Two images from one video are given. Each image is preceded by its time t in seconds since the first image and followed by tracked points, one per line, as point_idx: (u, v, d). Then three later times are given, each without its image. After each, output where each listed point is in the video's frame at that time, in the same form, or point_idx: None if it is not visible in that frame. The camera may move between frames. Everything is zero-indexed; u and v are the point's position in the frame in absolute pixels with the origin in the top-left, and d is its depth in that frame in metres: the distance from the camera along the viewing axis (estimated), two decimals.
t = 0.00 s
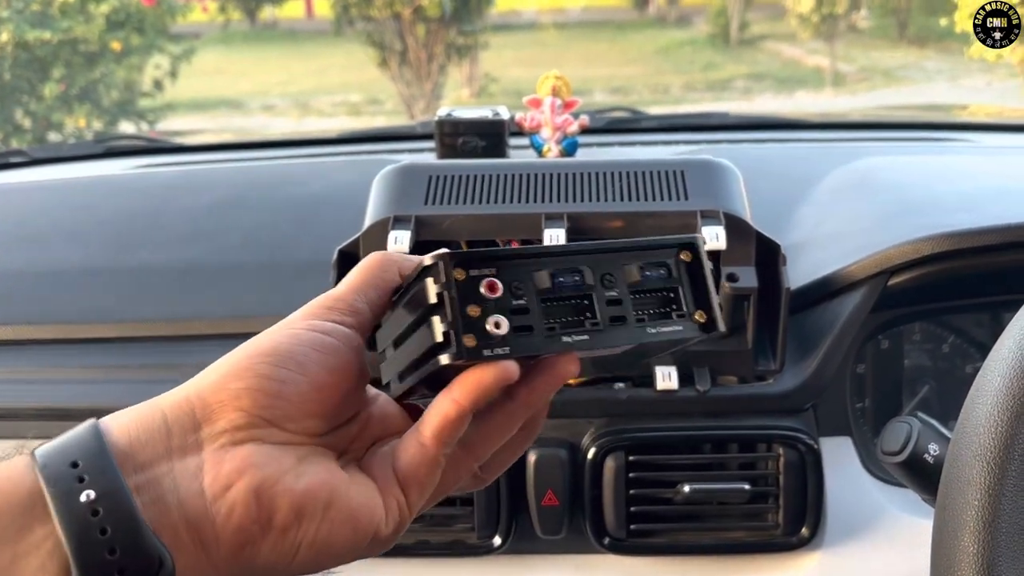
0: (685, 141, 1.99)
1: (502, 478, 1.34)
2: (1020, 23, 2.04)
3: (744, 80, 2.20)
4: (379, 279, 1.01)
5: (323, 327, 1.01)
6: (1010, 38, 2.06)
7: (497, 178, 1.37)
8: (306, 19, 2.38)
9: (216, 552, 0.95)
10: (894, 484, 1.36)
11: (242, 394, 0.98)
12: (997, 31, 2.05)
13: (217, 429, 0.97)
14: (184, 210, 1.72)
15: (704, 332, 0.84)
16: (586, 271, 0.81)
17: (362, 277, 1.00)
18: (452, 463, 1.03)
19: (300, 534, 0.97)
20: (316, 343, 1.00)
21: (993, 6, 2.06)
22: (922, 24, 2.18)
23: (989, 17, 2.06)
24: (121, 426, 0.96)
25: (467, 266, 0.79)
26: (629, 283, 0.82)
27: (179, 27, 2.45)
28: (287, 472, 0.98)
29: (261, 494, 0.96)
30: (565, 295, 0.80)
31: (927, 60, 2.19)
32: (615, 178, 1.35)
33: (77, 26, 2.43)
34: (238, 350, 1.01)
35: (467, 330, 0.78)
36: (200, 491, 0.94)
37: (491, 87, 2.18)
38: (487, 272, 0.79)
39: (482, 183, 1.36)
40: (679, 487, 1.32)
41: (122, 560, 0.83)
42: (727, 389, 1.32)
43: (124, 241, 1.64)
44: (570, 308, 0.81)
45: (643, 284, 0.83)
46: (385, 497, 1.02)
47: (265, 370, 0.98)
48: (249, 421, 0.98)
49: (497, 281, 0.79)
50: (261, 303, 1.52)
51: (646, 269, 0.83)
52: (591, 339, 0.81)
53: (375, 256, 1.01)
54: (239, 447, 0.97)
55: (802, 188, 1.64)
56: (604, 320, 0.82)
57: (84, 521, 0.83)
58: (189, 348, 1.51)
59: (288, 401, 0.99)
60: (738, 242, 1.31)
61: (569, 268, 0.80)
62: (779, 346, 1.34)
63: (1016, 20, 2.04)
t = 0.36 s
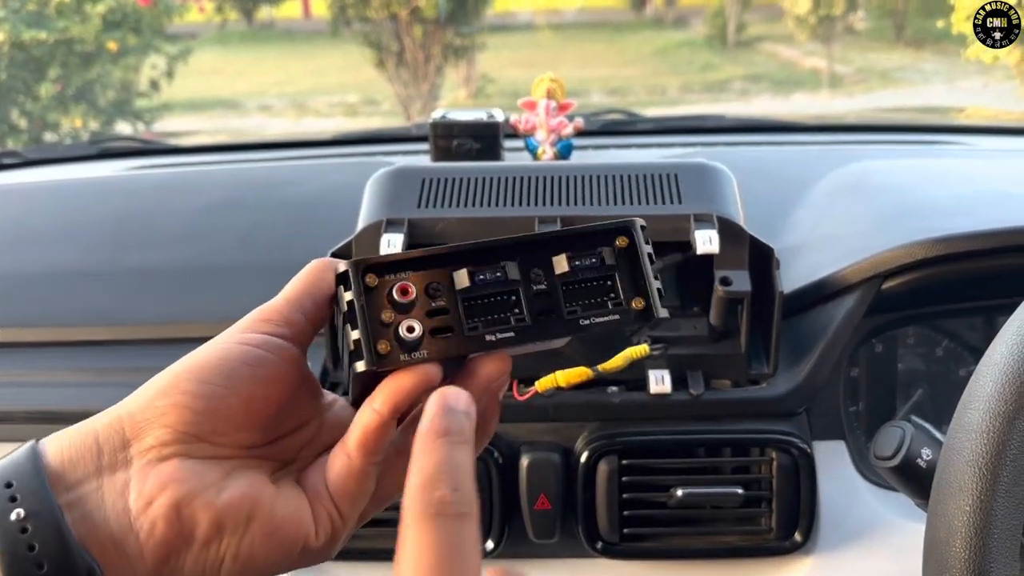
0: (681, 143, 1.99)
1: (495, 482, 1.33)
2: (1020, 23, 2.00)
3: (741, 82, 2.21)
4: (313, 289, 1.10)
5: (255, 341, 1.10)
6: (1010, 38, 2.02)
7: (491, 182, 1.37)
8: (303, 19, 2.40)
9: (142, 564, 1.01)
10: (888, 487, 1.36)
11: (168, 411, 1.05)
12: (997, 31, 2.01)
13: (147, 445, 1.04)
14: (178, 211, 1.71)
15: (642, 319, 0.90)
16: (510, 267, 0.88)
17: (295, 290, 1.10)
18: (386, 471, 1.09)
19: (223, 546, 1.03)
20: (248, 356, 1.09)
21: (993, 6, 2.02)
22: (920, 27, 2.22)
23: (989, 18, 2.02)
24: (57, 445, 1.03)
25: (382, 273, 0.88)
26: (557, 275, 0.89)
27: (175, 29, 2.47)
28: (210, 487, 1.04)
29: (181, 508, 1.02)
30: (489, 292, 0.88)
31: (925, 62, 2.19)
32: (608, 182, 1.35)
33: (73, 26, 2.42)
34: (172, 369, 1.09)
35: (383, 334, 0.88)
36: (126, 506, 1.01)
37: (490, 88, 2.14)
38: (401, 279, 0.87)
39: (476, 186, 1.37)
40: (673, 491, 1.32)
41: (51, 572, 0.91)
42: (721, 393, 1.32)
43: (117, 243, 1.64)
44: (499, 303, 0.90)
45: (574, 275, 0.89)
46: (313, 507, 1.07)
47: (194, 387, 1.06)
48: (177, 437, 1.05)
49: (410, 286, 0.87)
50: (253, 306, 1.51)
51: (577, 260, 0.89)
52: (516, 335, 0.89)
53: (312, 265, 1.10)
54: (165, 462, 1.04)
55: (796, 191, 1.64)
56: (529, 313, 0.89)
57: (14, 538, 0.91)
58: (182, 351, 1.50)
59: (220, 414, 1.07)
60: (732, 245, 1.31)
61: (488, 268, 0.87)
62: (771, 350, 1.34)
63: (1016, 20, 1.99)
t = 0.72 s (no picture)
0: (679, 143, 1.99)
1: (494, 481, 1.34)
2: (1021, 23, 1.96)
3: (739, 82, 2.21)
4: (319, 289, 1.10)
5: (263, 339, 1.09)
6: (1010, 39, 1.98)
7: (489, 182, 1.37)
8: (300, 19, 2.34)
9: (148, 556, 1.02)
10: (887, 487, 1.36)
11: (177, 407, 1.05)
12: (997, 31, 1.97)
13: (155, 440, 1.05)
14: (175, 211, 1.71)
15: (636, 320, 0.89)
16: (503, 269, 0.88)
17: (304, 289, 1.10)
18: (389, 471, 1.10)
19: (225, 540, 1.04)
20: (254, 354, 1.08)
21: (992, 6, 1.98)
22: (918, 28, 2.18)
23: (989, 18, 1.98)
24: (73, 438, 1.05)
25: (376, 275, 0.88)
26: (550, 277, 0.89)
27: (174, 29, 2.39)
28: (213, 482, 1.04)
29: (187, 502, 1.03)
30: (481, 294, 0.88)
31: (922, 63, 2.20)
32: (607, 182, 1.35)
33: (69, 26, 2.35)
34: (182, 364, 1.09)
35: (375, 336, 0.88)
36: (134, 499, 1.02)
37: (488, 88, 2.14)
38: (395, 280, 0.88)
39: (474, 186, 1.37)
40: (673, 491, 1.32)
41: (66, 561, 0.94)
42: (721, 393, 1.32)
43: (115, 242, 1.64)
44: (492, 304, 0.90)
45: (567, 277, 0.88)
46: (314, 503, 1.08)
47: (202, 384, 1.06)
48: (184, 432, 1.05)
49: (403, 288, 0.87)
50: (251, 306, 1.50)
51: (570, 261, 0.88)
52: (508, 337, 0.89)
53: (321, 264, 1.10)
54: (173, 457, 1.04)
55: (794, 191, 1.64)
56: (522, 316, 0.89)
57: (30, 528, 0.94)
58: (180, 351, 1.50)
59: (225, 411, 1.07)
60: (730, 245, 1.31)
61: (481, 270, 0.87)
62: (771, 350, 1.34)
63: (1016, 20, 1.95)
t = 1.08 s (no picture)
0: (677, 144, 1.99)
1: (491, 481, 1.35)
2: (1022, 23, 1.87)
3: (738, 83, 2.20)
4: (319, 277, 1.10)
5: (261, 327, 1.08)
6: (1010, 38, 1.90)
7: (486, 182, 1.38)
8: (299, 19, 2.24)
9: (144, 544, 1.03)
10: (882, 487, 1.37)
11: (174, 396, 1.05)
12: (997, 31, 1.90)
13: (153, 428, 1.05)
14: (173, 211, 1.71)
15: (640, 311, 0.88)
16: (505, 260, 0.88)
17: (304, 277, 1.10)
18: (387, 462, 1.10)
19: (222, 530, 1.04)
20: (252, 343, 1.07)
21: (992, 5, 1.89)
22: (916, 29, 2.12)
23: (989, 18, 1.89)
24: (70, 426, 1.05)
25: (375, 265, 0.88)
26: (553, 267, 0.88)
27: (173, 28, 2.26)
28: (210, 472, 1.04)
29: (183, 492, 1.02)
30: (483, 285, 0.88)
31: (920, 62, 2.17)
32: (605, 182, 1.35)
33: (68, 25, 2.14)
34: (180, 352, 1.08)
35: (375, 327, 0.88)
36: (132, 488, 1.02)
37: (486, 88, 2.16)
38: (395, 271, 0.88)
39: (472, 186, 1.37)
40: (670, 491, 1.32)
41: (62, 550, 0.94)
42: (718, 393, 1.33)
43: (113, 243, 1.64)
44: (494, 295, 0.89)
45: (572, 265, 0.88)
46: (312, 492, 1.08)
47: (200, 373, 1.05)
48: (181, 421, 1.04)
49: (402, 279, 0.87)
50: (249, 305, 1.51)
51: (574, 250, 0.88)
52: (510, 328, 0.89)
53: (321, 252, 1.09)
54: (170, 446, 1.04)
55: (792, 192, 1.64)
56: (524, 306, 0.89)
57: (27, 517, 0.94)
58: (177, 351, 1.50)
59: (223, 400, 1.06)
60: (727, 246, 1.31)
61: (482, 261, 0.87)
62: (768, 350, 1.34)
63: (1017, 21, 1.87)
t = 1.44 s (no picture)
0: (676, 144, 1.99)
1: (490, 480, 1.35)
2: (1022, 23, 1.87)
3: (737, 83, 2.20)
4: (314, 275, 1.09)
5: (256, 326, 1.08)
6: (1010, 39, 1.90)
7: (485, 182, 1.38)
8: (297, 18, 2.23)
9: (140, 542, 1.02)
10: (881, 487, 1.37)
11: (170, 394, 1.04)
12: (997, 31, 1.89)
13: (148, 427, 1.04)
14: (173, 210, 1.71)
15: (635, 312, 0.88)
16: (501, 259, 0.88)
17: (299, 275, 1.09)
18: (383, 460, 1.10)
19: (218, 528, 1.04)
20: (247, 342, 1.07)
21: (992, 5, 1.89)
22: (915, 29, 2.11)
23: (989, 18, 1.89)
24: (65, 425, 1.05)
25: (371, 265, 0.88)
26: (549, 267, 0.88)
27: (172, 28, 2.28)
28: (207, 471, 1.04)
29: (179, 491, 1.02)
30: (479, 284, 0.88)
31: (919, 62, 2.17)
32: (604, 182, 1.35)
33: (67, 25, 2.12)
34: (175, 350, 1.08)
35: (371, 327, 0.88)
36: (127, 487, 1.02)
37: (485, 87, 2.16)
38: (391, 270, 0.88)
39: (471, 186, 1.37)
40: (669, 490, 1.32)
41: (58, 549, 0.94)
42: (717, 393, 1.33)
43: (112, 242, 1.63)
44: (490, 295, 0.89)
45: (567, 266, 0.88)
46: (308, 491, 1.08)
47: (195, 372, 1.05)
48: (177, 420, 1.04)
49: (399, 278, 0.87)
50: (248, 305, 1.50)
51: (569, 251, 0.88)
52: (506, 328, 0.89)
53: (316, 250, 1.09)
54: (166, 445, 1.04)
55: (791, 192, 1.64)
56: (519, 306, 0.89)
57: (22, 516, 0.94)
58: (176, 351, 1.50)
59: (219, 398, 1.06)
60: (727, 245, 1.31)
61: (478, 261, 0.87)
62: (768, 350, 1.34)
63: (1018, 21, 1.86)
